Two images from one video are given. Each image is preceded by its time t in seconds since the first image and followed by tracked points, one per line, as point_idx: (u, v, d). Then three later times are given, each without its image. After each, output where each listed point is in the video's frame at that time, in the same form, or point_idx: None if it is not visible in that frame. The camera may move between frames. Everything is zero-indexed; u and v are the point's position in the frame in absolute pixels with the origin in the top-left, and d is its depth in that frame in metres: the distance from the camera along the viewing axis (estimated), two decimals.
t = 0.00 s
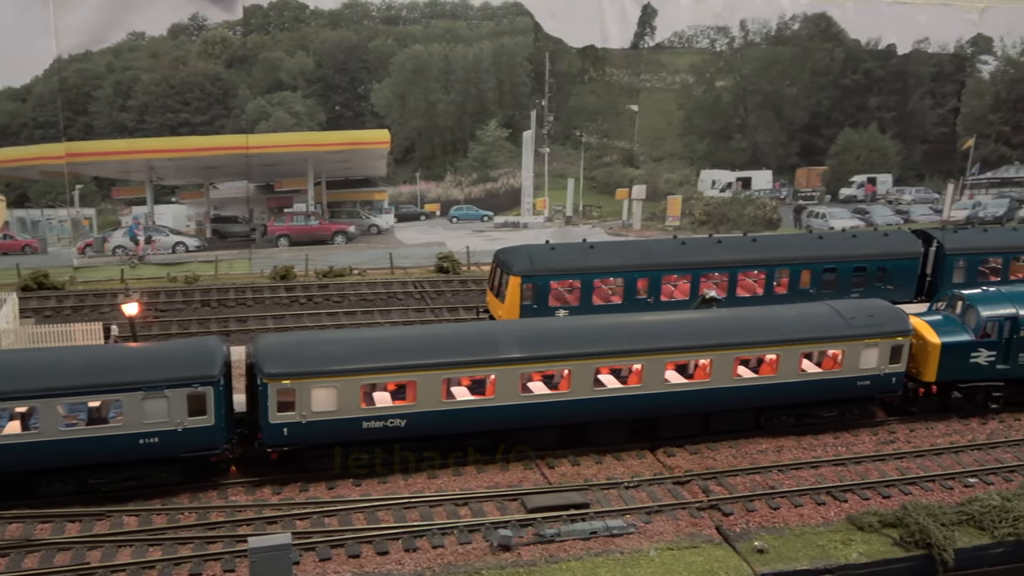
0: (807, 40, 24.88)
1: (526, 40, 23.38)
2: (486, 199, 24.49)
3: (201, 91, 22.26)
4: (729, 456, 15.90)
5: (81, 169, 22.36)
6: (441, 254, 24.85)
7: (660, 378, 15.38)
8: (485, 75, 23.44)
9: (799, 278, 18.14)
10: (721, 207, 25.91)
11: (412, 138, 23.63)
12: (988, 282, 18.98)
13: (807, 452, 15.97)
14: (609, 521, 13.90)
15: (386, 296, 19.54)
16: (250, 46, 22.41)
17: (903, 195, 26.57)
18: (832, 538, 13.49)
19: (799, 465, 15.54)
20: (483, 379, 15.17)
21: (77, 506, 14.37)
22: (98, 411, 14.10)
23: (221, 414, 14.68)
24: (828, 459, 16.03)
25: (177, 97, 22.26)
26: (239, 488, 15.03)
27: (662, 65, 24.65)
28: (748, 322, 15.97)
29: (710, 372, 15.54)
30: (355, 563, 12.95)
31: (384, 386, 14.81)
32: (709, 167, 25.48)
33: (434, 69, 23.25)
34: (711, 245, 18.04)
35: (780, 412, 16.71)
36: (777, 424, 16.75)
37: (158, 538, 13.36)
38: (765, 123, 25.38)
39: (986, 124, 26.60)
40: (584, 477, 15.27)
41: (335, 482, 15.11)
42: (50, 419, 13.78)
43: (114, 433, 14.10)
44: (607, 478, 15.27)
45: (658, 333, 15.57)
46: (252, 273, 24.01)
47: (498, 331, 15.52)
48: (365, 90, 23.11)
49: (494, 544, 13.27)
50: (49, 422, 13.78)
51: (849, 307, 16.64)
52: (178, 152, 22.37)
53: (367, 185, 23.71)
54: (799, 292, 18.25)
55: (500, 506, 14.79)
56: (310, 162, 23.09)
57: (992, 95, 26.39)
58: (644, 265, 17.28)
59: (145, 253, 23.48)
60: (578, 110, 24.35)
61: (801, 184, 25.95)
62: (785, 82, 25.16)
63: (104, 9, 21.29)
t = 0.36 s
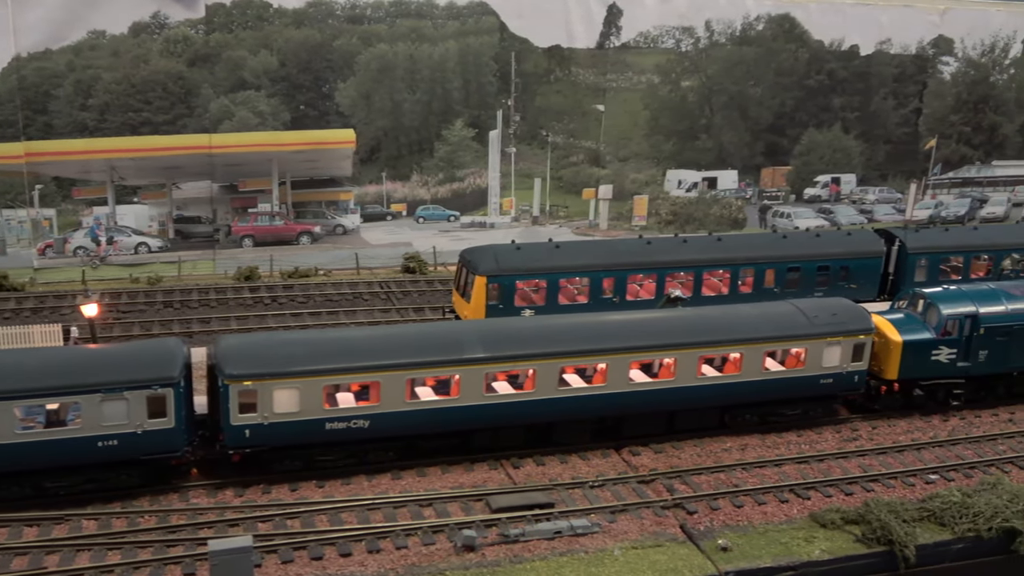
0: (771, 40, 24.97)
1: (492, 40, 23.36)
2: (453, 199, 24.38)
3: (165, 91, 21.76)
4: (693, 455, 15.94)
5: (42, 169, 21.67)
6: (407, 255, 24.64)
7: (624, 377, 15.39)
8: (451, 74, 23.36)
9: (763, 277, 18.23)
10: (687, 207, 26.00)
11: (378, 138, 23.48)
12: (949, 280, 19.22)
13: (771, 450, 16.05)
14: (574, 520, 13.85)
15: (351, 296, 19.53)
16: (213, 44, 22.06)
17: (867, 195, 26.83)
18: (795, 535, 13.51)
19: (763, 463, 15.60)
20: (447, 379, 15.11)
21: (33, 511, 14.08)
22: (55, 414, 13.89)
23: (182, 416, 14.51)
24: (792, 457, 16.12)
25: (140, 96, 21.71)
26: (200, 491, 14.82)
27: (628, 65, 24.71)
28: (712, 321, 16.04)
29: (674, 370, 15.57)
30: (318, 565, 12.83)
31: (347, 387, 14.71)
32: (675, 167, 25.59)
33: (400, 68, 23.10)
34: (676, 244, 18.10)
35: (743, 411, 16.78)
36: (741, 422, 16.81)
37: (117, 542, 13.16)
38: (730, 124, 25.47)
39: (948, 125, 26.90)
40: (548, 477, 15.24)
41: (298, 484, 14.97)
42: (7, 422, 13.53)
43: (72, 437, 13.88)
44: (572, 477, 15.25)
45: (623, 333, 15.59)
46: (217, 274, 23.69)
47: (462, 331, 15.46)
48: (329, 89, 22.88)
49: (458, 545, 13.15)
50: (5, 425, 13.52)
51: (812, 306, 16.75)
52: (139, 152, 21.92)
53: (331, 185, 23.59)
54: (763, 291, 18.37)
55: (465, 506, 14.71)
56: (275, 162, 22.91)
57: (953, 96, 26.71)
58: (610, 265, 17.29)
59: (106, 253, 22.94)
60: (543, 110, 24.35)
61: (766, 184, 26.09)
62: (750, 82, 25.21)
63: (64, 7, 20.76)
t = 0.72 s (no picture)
0: (736, 40, 24.28)
1: (457, 38, 22.44)
2: (420, 198, 23.45)
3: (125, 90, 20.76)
4: (659, 453, 15.92)
5: None
6: (373, 255, 23.77)
7: (590, 375, 15.39)
8: (418, 72, 22.48)
9: (728, 275, 18.33)
10: (653, 206, 25.25)
11: (343, 136, 22.46)
12: (912, 278, 19.44)
13: (736, 447, 16.08)
14: (539, 519, 13.72)
15: (317, 296, 19.45)
16: (176, 43, 20.90)
17: (831, 194, 26.34)
18: (758, 532, 13.46)
19: (728, 460, 15.62)
20: (412, 379, 15.04)
21: None
22: (13, 416, 13.64)
23: (142, 418, 14.32)
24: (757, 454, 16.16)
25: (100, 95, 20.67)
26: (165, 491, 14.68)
27: (593, 65, 23.67)
28: (677, 319, 16.08)
29: (639, 369, 15.59)
30: (279, 568, 12.64)
31: (311, 387, 14.59)
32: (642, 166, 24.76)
33: (365, 66, 22.20)
34: (642, 243, 18.14)
35: (708, 408, 16.78)
36: (706, 420, 16.81)
37: (76, 546, 12.95)
38: (696, 123, 24.78)
39: (911, 125, 26.26)
40: (514, 476, 15.14)
41: (261, 485, 14.81)
42: None
43: (29, 439, 13.66)
44: (538, 476, 15.16)
45: (588, 331, 15.59)
46: (179, 276, 22.69)
47: (427, 330, 15.37)
48: (294, 87, 21.91)
49: (422, 545, 12.95)
50: None
51: (776, 303, 16.83)
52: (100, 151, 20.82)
53: (297, 185, 22.53)
54: (728, 290, 18.48)
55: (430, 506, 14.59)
56: (238, 161, 21.81)
57: (916, 95, 26.07)
58: (575, 264, 17.29)
59: (68, 254, 21.72)
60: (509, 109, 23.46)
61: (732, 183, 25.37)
62: (716, 82, 24.61)
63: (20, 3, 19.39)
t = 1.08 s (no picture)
0: (703, 39, 24.19)
1: (424, 38, 21.96)
2: (388, 198, 22.83)
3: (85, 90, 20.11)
4: (627, 453, 15.82)
5: None
6: (340, 256, 23.33)
7: (558, 376, 15.30)
8: (384, 72, 21.95)
9: (697, 274, 18.33)
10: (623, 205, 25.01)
11: (309, 136, 21.79)
12: (878, 275, 19.60)
13: (704, 447, 16.02)
14: (507, 521, 13.55)
15: (284, 298, 19.31)
16: (137, 42, 20.27)
17: (799, 192, 26.12)
18: (727, 531, 13.38)
19: (696, 460, 15.55)
20: (378, 381, 14.86)
21: None
22: None
23: (102, 424, 14.01)
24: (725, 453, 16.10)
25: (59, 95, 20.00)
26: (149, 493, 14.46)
27: (561, 64, 23.44)
28: (645, 319, 16.03)
29: (608, 369, 15.51)
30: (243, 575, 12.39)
31: (275, 391, 14.37)
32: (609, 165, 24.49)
33: (331, 66, 21.58)
34: (610, 242, 18.09)
35: (677, 408, 16.69)
36: (675, 420, 16.72)
37: (34, 556, 12.61)
38: (663, 122, 24.55)
39: (877, 123, 26.33)
40: (481, 478, 14.97)
41: (225, 491, 14.55)
42: None
43: None
44: (506, 478, 15.01)
45: (556, 332, 15.49)
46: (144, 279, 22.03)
47: (393, 332, 15.19)
48: (259, 87, 21.26)
49: (389, 550, 12.76)
50: None
51: (744, 302, 16.79)
52: (61, 153, 20.07)
53: (263, 186, 21.77)
54: (697, 289, 18.49)
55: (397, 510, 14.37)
56: (203, 162, 21.11)
57: (882, 94, 26.17)
58: (543, 264, 17.21)
59: (28, 257, 20.89)
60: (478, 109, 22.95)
61: (701, 183, 25.26)
62: (682, 81, 24.41)
63: None
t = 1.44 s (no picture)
0: (671, 38, 23.99)
1: (391, 37, 21.73)
2: (355, 199, 22.64)
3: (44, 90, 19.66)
4: (597, 453, 15.61)
5: None
6: (307, 257, 22.92)
7: (526, 376, 15.16)
8: (350, 71, 21.70)
9: (666, 272, 18.32)
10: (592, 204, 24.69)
11: (275, 136, 21.58)
12: (846, 273, 19.69)
13: (675, 446, 15.81)
14: (476, 524, 13.40)
15: (250, 301, 19.16)
16: (97, 41, 19.85)
17: (768, 190, 26.10)
18: (697, 530, 13.30)
19: (666, 459, 15.39)
20: (344, 384, 14.63)
21: None
22: None
23: (61, 430, 13.60)
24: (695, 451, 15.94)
25: (17, 95, 19.47)
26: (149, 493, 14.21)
27: (529, 63, 23.05)
28: (614, 318, 15.91)
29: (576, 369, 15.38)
30: None
31: (239, 395, 14.10)
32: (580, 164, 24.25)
33: (298, 66, 21.31)
34: (579, 242, 18.01)
35: (647, 407, 16.51)
36: (645, 419, 16.55)
37: None
38: (632, 121, 24.39)
39: (844, 121, 26.25)
40: (450, 481, 14.74)
41: (188, 496, 14.21)
42: None
43: None
44: (475, 480, 14.80)
45: (524, 331, 15.35)
46: (106, 280, 21.55)
47: (359, 334, 14.96)
48: (223, 86, 20.86)
49: (356, 555, 12.64)
50: None
51: (713, 300, 16.69)
52: (20, 154, 19.62)
53: (228, 187, 21.51)
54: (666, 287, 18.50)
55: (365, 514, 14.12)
56: (167, 163, 20.88)
57: (849, 92, 26.05)
58: (512, 263, 17.10)
59: None
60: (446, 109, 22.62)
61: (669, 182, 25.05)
62: (650, 80, 24.23)
63: None
